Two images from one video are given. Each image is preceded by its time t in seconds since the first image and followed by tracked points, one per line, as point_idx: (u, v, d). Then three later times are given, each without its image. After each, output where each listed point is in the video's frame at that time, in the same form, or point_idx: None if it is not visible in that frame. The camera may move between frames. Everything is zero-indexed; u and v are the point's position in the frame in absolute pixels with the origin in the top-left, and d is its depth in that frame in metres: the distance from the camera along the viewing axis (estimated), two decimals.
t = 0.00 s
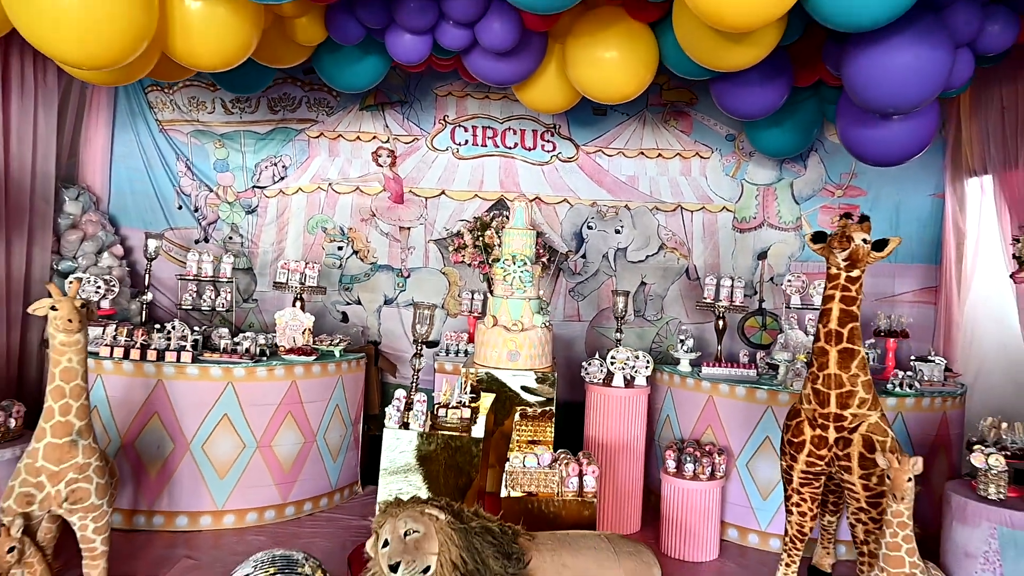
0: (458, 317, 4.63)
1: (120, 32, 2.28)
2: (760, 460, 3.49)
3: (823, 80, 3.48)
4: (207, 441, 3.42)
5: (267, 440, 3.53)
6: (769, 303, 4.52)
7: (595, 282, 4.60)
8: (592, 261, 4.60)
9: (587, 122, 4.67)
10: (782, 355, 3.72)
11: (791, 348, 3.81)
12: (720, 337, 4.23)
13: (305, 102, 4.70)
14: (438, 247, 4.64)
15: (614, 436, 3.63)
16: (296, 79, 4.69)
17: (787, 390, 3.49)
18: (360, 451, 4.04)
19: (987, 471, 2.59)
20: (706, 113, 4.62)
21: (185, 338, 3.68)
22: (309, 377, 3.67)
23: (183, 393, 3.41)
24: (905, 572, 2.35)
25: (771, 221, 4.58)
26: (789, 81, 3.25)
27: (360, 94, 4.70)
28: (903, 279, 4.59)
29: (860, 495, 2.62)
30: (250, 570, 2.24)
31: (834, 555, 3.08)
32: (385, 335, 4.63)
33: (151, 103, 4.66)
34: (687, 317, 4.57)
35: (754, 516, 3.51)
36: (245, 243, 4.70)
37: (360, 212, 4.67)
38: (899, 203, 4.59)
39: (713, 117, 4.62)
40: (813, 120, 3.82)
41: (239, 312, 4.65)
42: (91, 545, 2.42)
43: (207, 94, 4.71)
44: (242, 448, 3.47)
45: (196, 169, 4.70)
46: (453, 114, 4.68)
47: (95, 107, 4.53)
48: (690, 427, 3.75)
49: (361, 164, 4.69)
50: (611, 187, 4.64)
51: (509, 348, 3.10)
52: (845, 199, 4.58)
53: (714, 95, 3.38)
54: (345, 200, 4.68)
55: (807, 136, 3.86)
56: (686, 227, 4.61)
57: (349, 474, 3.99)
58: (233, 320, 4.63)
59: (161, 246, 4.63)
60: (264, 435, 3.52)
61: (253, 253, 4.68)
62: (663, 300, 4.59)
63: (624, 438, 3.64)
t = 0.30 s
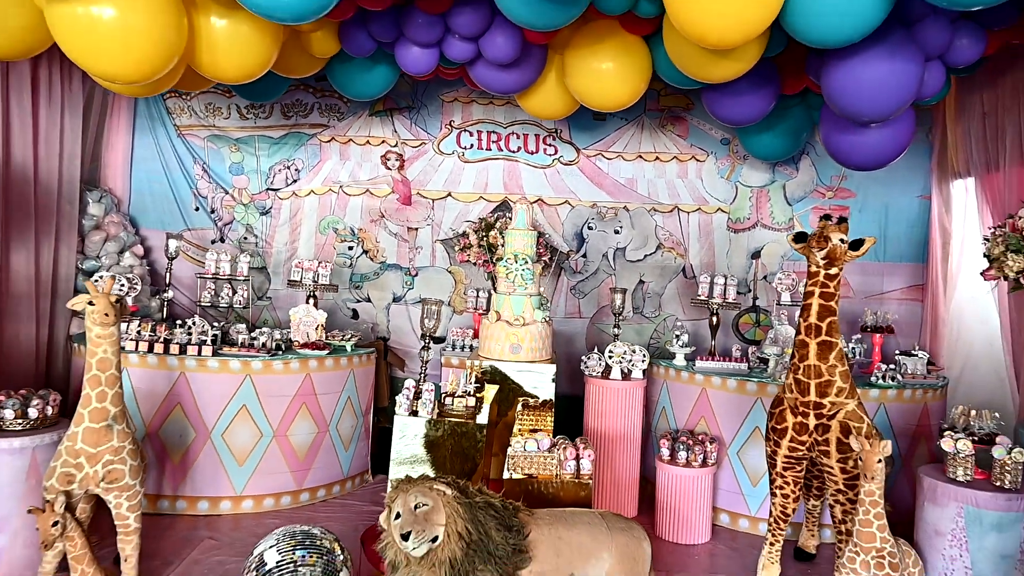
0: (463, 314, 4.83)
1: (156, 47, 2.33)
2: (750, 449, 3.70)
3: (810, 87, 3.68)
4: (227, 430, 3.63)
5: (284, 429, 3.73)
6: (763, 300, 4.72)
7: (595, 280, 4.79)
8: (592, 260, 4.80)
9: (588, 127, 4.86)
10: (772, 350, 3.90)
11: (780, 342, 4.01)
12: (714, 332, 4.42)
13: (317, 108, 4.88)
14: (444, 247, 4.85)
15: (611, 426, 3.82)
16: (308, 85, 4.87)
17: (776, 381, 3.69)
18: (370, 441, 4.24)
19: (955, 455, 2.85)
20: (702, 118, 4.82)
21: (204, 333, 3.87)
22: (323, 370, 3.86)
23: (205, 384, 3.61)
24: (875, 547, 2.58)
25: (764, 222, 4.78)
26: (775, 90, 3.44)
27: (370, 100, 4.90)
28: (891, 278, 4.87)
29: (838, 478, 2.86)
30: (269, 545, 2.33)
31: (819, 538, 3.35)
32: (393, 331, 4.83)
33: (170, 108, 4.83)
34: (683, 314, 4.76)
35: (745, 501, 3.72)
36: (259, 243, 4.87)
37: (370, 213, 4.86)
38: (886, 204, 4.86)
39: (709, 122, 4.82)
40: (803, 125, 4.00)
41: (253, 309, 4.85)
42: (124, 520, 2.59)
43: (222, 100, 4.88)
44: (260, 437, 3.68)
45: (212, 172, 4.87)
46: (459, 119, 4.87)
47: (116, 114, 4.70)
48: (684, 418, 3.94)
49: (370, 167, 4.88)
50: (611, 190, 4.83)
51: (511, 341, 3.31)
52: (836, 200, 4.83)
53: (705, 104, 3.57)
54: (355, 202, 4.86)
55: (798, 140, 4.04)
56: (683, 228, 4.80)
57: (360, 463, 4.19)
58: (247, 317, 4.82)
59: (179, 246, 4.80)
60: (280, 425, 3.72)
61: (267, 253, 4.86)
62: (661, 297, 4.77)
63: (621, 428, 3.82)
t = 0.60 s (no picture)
0: (467, 311, 5.01)
1: (184, 60, 2.52)
2: (741, 439, 3.89)
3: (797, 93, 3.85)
4: (242, 420, 3.82)
5: (296, 420, 3.92)
6: (755, 298, 4.90)
7: (594, 279, 4.97)
8: (591, 259, 4.98)
9: (587, 131, 5.04)
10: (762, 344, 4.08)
11: (770, 337, 4.20)
12: (707, 329, 4.61)
13: (325, 112, 5.05)
14: (448, 246, 5.03)
15: (607, 417, 4.01)
16: (317, 91, 5.04)
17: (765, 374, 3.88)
18: (378, 432, 4.43)
19: (930, 441, 3.05)
20: (697, 122, 5.00)
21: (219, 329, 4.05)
22: (333, 364, 4.04)
23: (221, 377, 3.80)
24: (852, 526, 2.77)
25: (756, 222, 4.97)
26: (763, 97, 3.61)
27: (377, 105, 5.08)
28: (879, 276, 5.06)
29: (819, 464, 3.05)
30: (288, 522, 2.52)
31: (804, 523, 3.55)
32: (399, 328, 5.02)
33: (184, 114, 5.01)
34: (679, 311, 4.94)
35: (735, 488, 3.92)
36: (269, 242, 5.04)
37: (376, 214, 5.04)
38: (874, 206, 5.06)
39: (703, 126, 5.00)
40: (792, 129, 4.17)
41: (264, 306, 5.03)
42: (151, 500, 2.78)
43: (235, 105, 5.04)
44: (273, 427, 3.86)
45: (225, 175, 5.03)
46: (462, 123, 5.06)
47: (133, 119, 4.89)
48: (678, 410, 4.13)
49: (377, 169, 5.06)
50: (608, 191, 5.01)
51: (512, 335, 3.46)
52: (826, 201, 5.04)
53: (697, 111, 3.75)
54: (362, 203, 5.04)
55: (787, 143, 4.22)
56: (678, 228, 4.98)
57: (368, 454, 4.37)
58: (259, 314, 5.00)
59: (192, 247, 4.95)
60: (292, 416, 3.91)
61: (277, 252, 5.04)
62: (657, 295, 4.95)
63: (617, 420, 4.00)
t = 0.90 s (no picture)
0: (470, 309, 5.19)
1: (204, 74, 2.70)
2: (733, 431, 4.06)
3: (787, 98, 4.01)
4: (256, 413, 4.00)
5: (306, 413, 4.09)
6: (749, 297, 5.07)
7: (593, 278, 5.14)
8: (590, 259, 5.15)
9: (586, 135, 5.21)
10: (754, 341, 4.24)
11: (761, 334, 4.36)
12: (702, 326, 4.78)
13: (333, 118, 5.22)
14: (452, 247, 5.21)
15: (603, 411, 4.19)
16: (325, 97, 5.21)
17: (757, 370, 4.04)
18: (384, 426, 4.59)
19: (908, 432, 3.23)
20: (693, 126, 5.17)
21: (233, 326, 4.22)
22: (342, 360, 4.20)
23: (235, 372, 3.98)
24: (832, 510, 2.94)
25: (750, 224, 5.15)
26: (753, 103, 3.77)
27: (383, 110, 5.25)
28: (869, 275, 5.22)
29: (803, 452, 3.19)
30: (302, 504, 2.68)
31: (793, 512, 3.72)
32: (404, 326, 5.20)
33: (198, 119, 5.18)
34: (675, 309, 5.12)
35: (727, 479, 4.09)
36: (279, 242, 5.22)
37: (382, 216, 5.21)
38: (865, 207, 5.23)
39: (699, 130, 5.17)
40: (784, 133, 4.33)
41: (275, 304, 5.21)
42: (173, 485, 2.97)
43: (246, 111, 5.21)
44: (285, 420, 4.05)
45: (237, 178, 5.21)
46: (466, 127, 5.23)
47: (149, 125, 5.08)
48: (673, 404, 4.29)
49: (383, 173, 5.23)
50: (607, 193, 5.17)
51: (513, 331, 3.59)
52: (818, 202, 5.22)
53: (691, 117, 3.91)
54: (369, 206, 5.21)
55: (779, 147, 4.38)
56: (674, 229, 5.16)
57: (375, 446, 4.54)
58: (270, 312, 5.18)
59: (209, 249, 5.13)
60: (303, 409, 4.09)
61: (287, 252, 5.22)
62: (654, 294, 5.13)
63: (614, 413, 4.18)
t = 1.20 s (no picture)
0: (471, 307, 5.34)
1: (218, 84, 2.86)
2: (724, 425, 4.21)
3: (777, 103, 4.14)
4: (264, 407, 4.17)
5: (312, 407, 4.26)
6: (743, 295, 5.21)
7: (590, 277, 5.29)
8: (588, 259, 5.30)
9: (584, 137, 5.35)
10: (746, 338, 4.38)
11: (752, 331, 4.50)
12: (696, 323, 4.92)
13: (338, 122, 5.38)
14: (454, 247, 5.36)
15: (599, 406, 4.33)
16: (330, 101, 5.37)
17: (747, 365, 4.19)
18: (388, 420, 4.74)
19: (888, 424, 3.35)
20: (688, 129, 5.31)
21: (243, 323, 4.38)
22: (347, 356, 4.36)
23: (245, 368, 4.15)
24: (813, 498, 3.08)
25: (744, 224, 5.30)
26: (743, 108, 3.91)
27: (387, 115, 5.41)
28: (861, 274, 5.35)
29: (787, 444, 3.36)
30: (309, 490, 2.83)
31: (781, 502, 3.84)
32: (408, 324, 5.36)
33: (208, 123, 5.35)
34: (671, 307, 5.27)
35: (718, 471, 4.24)
36: (286, 242, 5.38)
37: (386, 217, 5.37)
38: (857, 208, 5.36)
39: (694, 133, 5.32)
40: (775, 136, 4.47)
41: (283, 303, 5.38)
42: (187, 472, 3.14)
43: (254, 116, 5.37)
44: (293, 413, 4.21)
45: (246, 181, 5.37)
46: (467, 131, 5.38)
47: (162, 129, 5.25)
48: (667, 399, 4.44)
49: (387, 175, 5.38)
50: (604, 194, 5.32)
51: (510, 328, 3.73)
52: (811, 203, 5.35)
53: (683, 121, 4.04)
54: (373, 207, 5.37)
55: (771, 150, 4.52)
56: (670, 230, 5.30)
57: (379, 439, 4.69)
58: (277, 310, 5.35)
59: (220, 250, 5.31)
60: (310, 403, 4.25)
61: (294, 252, 5.38)
62: (650, 292, 5.28)
63: (609, 408, 4.32)
